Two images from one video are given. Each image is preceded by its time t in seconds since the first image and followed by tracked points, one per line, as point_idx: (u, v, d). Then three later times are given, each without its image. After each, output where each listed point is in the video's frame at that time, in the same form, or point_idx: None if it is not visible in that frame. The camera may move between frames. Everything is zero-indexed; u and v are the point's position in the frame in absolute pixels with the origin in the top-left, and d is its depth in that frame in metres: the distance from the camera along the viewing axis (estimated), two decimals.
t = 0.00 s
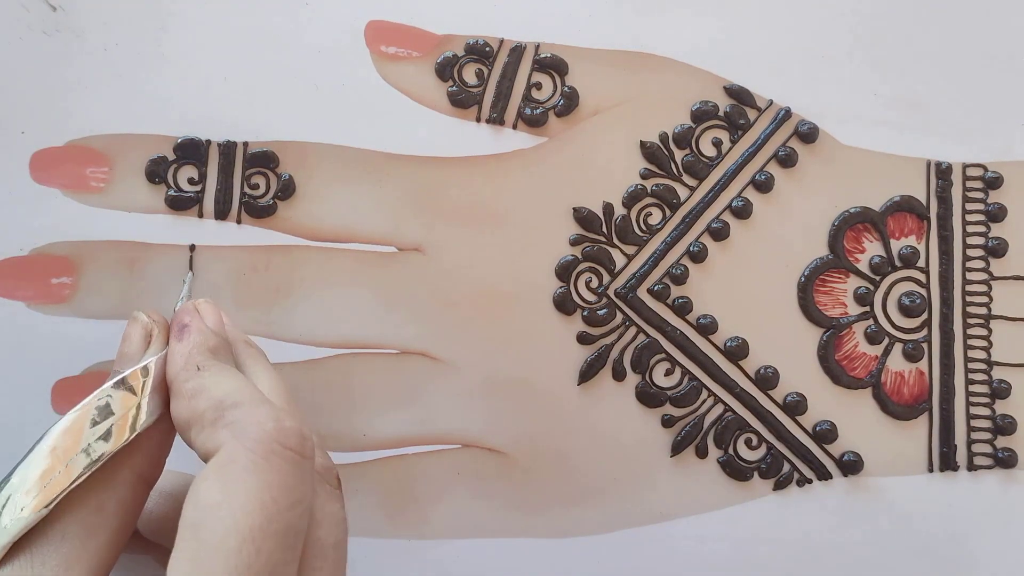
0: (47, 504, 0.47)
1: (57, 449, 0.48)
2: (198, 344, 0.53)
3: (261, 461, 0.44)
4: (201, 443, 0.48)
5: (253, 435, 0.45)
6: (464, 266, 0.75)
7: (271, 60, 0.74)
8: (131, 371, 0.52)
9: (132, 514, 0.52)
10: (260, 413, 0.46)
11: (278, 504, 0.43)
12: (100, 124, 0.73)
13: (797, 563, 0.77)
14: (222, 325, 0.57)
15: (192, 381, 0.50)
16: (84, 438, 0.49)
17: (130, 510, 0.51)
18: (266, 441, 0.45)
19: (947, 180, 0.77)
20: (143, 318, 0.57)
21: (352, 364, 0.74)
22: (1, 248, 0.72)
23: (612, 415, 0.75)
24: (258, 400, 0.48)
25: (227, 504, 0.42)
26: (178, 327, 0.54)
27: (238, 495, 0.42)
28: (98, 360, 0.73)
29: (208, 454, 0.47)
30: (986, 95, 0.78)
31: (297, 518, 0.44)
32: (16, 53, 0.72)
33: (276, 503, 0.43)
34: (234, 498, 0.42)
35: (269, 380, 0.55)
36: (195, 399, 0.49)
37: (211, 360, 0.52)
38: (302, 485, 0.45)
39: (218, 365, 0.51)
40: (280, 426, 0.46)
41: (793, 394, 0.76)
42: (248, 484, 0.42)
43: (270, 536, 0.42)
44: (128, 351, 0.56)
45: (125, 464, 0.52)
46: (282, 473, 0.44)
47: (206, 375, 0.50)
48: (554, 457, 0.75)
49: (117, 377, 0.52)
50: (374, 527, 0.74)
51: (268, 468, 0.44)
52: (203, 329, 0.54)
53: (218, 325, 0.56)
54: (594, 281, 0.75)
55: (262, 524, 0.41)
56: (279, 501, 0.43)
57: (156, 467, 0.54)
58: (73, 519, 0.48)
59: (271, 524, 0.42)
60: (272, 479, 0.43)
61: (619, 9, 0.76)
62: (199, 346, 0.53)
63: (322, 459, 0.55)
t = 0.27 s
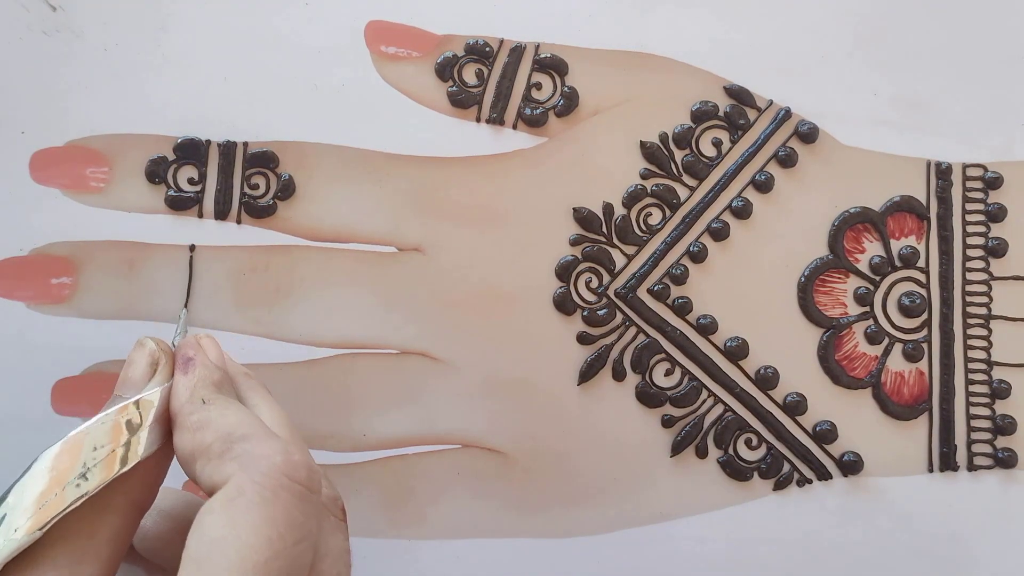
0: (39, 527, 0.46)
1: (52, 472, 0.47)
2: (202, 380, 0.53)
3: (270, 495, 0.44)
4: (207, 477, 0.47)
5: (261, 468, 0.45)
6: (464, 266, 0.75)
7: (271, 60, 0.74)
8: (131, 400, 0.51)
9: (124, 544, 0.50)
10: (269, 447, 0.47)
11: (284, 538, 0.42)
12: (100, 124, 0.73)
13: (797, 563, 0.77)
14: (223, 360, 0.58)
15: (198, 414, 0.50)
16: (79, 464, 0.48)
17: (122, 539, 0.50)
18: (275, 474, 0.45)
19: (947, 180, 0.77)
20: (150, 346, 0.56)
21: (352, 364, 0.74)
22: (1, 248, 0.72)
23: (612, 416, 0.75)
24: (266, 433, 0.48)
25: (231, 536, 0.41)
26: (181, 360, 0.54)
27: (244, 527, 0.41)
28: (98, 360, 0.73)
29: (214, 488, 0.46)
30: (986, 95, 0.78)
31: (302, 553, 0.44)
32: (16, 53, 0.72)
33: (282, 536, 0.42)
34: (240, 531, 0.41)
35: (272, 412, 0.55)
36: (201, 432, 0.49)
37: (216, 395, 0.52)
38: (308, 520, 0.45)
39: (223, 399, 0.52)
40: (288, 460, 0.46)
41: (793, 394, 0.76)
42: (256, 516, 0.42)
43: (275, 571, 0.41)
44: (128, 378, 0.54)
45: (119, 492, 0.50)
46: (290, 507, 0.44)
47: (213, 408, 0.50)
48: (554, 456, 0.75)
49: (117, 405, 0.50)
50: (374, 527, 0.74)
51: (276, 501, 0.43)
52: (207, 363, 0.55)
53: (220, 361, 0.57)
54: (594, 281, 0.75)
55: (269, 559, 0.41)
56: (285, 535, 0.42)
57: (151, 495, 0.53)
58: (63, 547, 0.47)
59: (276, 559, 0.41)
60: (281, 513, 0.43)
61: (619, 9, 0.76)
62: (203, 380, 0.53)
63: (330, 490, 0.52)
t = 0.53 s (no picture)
0: (57, 498, 0.46)
1: (66, 440, 0.47)
2: (207, 334, 0.53)
3: (269, 454, 0.42)
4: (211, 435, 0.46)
5: (261, 425, 0.44)
6: (463, 266, 0.75)
7: (271, 60, 0.74)
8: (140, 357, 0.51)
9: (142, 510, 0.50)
10: (270, 406, 0.45)
11: (285, 497, 0.41)
12: (100, 124, 0.73)
13: (797, 563, 0.77)
14: (231, 311, 0.57)
15: (201, 369, 0.49)
16: (94, 430, 0.47)
17: (141, 501, 0.50)
18: (275, 434, 0.43)
19: (946, 180, 0.77)
20: (148, 306, 0.59)
21: (352, 364, 0.74)
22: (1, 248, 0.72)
23: (612, 416, 0.75)
24: (266, 390, 0.47)
25: (232, 499, 0.40)
26: (186, 315, 0.54)
27: (245, 491, 0.41)
28: (98, 360, 0.73)
29: (216, 444, 0.45)
30: (986, 94, 0.78)
31: (305, 511, 0.42)
32: (16, 53, 0.72)
33: (283, 497, 0.41)
34: (240, 493, 0.41)
35: (277, 373, 0.54)
36: (204, 388, 0.48)
37: (220, 350, 0.51)
38: (310, 477, 0.43)
39: (228, 354, 0.51)
40: (287, 419, 0.44)
41: (793, 394, 0.76)
42: (257, 478, 0.41)
43: (277, 531, 0.40)
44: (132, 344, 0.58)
45: (134, 457, 0.50)
46: (290, 465, 0.42)
47: (215, 363, 0.50)
48: (553, 456, 0.75)
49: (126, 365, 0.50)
50: (373, 528, 0.74)
51: (276, 461, 0.42)
52: (211, 317, 0.54)
53: (227, 314, 0.56)
54: (594, 281, 0.75)
55: (270, 518, 0.40)
56: (286, 494, 0.41)
57: (165, 463, 0.53)
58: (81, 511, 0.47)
59: (278, 518, 0.41)
60: (281, 472, 0.42)
61: (619, 9, 0.76)
62: (209, 335, 0.52)
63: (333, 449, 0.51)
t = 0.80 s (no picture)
0: (58, 491, 0.48)
1: (69, 432, 0.49)
2: (205, 327, 0.52)
3: (267, 443, 0.43)
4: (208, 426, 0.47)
5: (259, 415, 0.44)
6: (464, 266, 0.75)
7: (271, 60, 0.74)
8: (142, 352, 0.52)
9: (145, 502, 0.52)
10: (267, 395, 0.45)
11: (282, 484, 0.42)
12: (99, 124, 0.73)
13: (797, 563, 0.77)
14: (231, 308, 0.57)
15: (199, 363, 0.49)
16: (95, 423, 0.49)
17: (143, 494, 0.51)
18: (272, 423, 0.44)
19: (946, 180, 0.77)
20: (150, 303, 0.58)
21: (352, 364, 0.74)
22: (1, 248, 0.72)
23: (612, 415, 0.75)
24: (263, 381, 0.47)
25: (230, 486, 0.41)
26: (185, 311, 0.54)
27: (243, 478, 0.41)
28: (98, 360, 0.72)
29: (214, 435, 0.46)
30: (986, 95, 0.78)
31: (302, 499, 0.43)
32: (15, 53, 0.72)
33: (281, 484, 0.42)
34: (237, 482, 0.41)
35: (276, 365, 0.54)
36: (202, 381, 0.48)
37: (218, 343, 0.51)
38: (307, 465, 0.44)
39: (225, 347, 0.51)
40: (285, 408, 0.45)
41: (793, 394, 0.76)
42: (254, 467, 0.41)
43: (274, 518, 0.41)
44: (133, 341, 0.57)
45: (137, 449, 0.51)
46: (288, 454, 0.43)
47: (213, 356, 0.49)
48: (553, 457, 0.75)
49: (127, 361, 0.51)
50: (373, 528, 0.74)
51: (273, 449, 0.43)
52: (209, 312, 0.54)
53: (226, 309, 0.55)
54: (594, 281, 0.75)
55: (267, 506, 0.41)
56: (283, 481, 0.42)
57: (171, 451, 0.54)
58: (84, 504, 0.49)
59: (275, 504, 0.41)
60: (278, 460, 0.42)
61: (619, 9, 0.76)
62: (206, 330, 0.52)
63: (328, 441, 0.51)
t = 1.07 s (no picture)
0: (47, 525, 0.46)
1: (59, 469, 0.47)
2: (209, 374, 0.53)
3: (272, 494, 0.43)
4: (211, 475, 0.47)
5: (265, 464, 0.45)
6: (463, 266, 0.75)
7: (272, 60, 0.74)
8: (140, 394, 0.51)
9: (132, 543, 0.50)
10: (274, 445, 0.46)
11: (285, 537, 0.42)
12: (99, 125, 0.73)
13: (797, 564, 0.77)
14: (232, 354, 0.58)
15: (204, 409, 0.49)
16: (86, 462, 0.47)
17: (131, 533, 0.50)
18: (278, 473, 0.44)
19: (946, 180, 0.77)
20: (157, 340, 0.56)
21: (352, 364, 0.74)
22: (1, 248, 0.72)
23: (612, 416, 0.75)
24: (269, 430, 0.48)
25: (232, 536, 0.41)
26: (188, 355, 0.55)
27: (247, 528, 0.41)
28: (98, 360, 0.73)
29: (218, 484, 0.46)
30: (986, 95, 0.78)
31: (304, 552, 0.43)
32: (16, 53, 0.72)
33: (284, 537, 0.42)
34: (240, 531, 0.41)
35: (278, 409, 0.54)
36: (207, 427, 0.49)
37: (222, 390, 0.52)
38: (310, 518, 0.45)
39: (230, 394, 0.51)
40: (292, 457, 0.46)
41: (793, 394, 0.76)
42: (258, 517, 0.42)
43: (276, 570, 0.41)
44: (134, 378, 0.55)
45: (128, 488, 0.50)
46: (292, 506, 0.44)
47: (218, 402, 0.50)
48: (553, 456, 0.75)
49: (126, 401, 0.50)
50: (372, 527, 0.74)
51: (278, 500, 0.43)
52: (212, 358, 0.54)
53: (228, 357, 0.56)
54: (594, 281, 0.75)
55: (269, 557, 0.41)
56: (286, 534, 0.42)
57: (161, 489, 0.53)
58: (70, 542, 0.47)
59: (277, 557, 0.41)
60: (282, 511, 0.43)
61: (619, 9, 0.76)
62: (209, 376, 0.53)
63: (334, 487, 0.50)
